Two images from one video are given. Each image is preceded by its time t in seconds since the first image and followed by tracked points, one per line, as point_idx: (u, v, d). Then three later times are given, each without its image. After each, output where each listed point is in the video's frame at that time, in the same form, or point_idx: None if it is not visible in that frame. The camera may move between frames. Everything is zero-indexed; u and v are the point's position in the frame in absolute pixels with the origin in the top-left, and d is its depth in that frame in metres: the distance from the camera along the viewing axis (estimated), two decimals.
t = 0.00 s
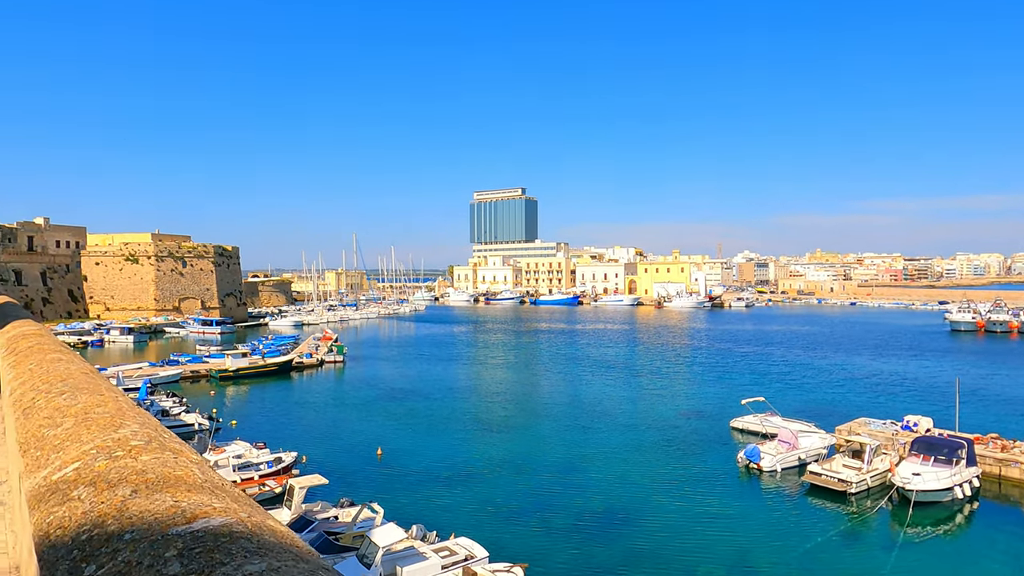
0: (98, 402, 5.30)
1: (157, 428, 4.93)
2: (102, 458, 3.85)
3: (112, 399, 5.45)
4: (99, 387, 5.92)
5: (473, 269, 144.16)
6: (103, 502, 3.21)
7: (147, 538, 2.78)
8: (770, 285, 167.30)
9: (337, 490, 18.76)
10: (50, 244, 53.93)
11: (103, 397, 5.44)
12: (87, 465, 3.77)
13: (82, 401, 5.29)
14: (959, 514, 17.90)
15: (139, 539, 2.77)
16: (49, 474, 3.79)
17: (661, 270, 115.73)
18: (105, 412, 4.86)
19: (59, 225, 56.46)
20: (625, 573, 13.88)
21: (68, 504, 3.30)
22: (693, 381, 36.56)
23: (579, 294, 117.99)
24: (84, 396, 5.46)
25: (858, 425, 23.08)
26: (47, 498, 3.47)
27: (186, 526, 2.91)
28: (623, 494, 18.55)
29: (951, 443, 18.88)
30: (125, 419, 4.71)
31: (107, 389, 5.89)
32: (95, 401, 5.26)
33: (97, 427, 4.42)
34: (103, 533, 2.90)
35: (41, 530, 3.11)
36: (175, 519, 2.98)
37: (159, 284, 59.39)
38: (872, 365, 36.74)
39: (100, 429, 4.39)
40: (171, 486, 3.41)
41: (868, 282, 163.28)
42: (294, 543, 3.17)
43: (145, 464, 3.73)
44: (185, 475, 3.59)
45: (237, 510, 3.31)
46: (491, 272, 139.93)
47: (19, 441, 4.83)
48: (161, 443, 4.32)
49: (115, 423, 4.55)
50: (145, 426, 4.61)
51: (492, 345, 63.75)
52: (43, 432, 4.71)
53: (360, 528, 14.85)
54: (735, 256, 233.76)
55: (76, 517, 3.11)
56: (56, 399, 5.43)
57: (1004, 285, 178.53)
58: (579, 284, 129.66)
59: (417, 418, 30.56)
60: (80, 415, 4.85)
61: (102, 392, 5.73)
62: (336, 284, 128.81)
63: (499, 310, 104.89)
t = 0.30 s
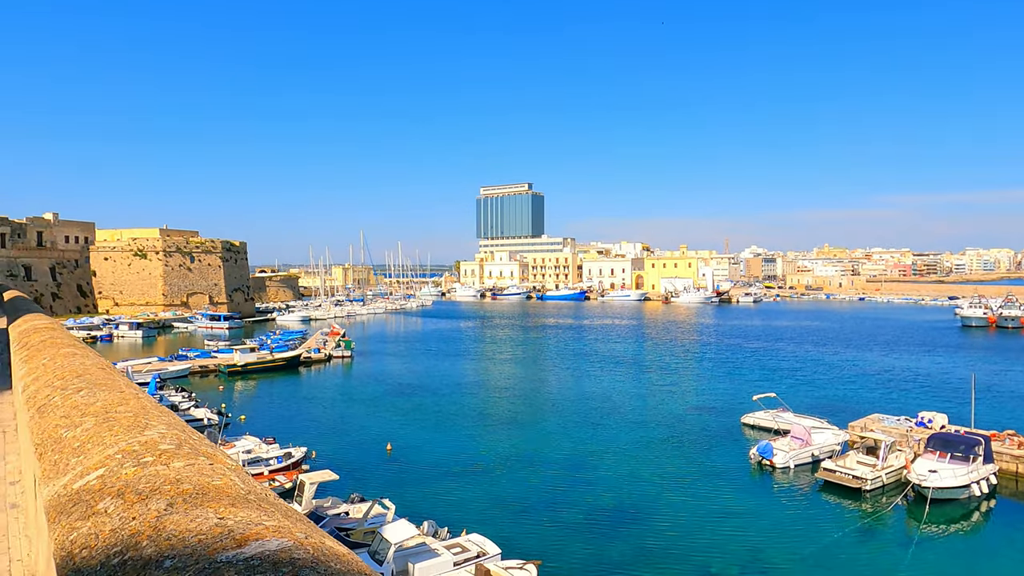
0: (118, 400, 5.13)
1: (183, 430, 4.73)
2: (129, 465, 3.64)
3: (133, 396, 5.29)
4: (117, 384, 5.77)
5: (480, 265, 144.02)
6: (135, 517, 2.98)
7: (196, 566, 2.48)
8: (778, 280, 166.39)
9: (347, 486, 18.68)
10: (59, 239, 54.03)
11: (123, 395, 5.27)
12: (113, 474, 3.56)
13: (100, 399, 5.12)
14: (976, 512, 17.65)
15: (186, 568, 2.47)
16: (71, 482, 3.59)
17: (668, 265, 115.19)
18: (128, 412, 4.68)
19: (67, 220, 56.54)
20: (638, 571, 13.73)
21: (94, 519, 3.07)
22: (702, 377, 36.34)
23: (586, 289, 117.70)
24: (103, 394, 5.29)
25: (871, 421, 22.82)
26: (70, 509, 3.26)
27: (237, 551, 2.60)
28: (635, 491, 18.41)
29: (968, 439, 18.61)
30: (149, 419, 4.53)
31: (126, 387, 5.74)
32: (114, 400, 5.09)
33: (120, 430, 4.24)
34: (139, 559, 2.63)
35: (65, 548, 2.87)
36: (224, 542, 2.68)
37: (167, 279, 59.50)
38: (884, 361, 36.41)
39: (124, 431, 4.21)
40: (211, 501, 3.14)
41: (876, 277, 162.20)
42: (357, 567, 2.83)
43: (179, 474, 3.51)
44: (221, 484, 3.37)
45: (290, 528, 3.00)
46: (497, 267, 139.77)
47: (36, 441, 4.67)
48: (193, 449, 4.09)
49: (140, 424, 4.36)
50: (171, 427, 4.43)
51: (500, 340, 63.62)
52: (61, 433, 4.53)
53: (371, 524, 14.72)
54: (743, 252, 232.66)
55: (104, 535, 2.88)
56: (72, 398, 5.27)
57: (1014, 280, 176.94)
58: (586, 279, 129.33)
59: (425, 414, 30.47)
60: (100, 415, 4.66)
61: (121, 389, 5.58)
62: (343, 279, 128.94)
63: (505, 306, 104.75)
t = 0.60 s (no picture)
0: (142, 412, 4.92)
1: (214, 447, 4.41)
2: (159, 491, 3.27)
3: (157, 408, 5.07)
4: (139, 393, 5.57)
5: (489, 261, 143.96)
6: (173, 564, 2.58)
7: None
8: (789, 276, 165.21)
9: (358, 483, 18.63)
10: (72, 235, 54.33)
11: (147, 406, 5.06)
12: (141, 502, 3.19)
13: (123, 410, 4.91)
14: (997, 513, 17.35)
15: None
16: (96, 512, 3.27)
17: (678, 260, 114.62)
18: (154, 427, 4.45)
19: (80, 216, 56.79)
20: (655, 572, 13.58)
21: (122, 564, 2.68)
22: (715, 374, 36.07)
23: (595, 285, 117.42)
24: (126, 404, 5.09)
25: (889, 419, 22.50)
26: (94, 546, 2.90)
27: None
28: (649, 490, 18.24)
29: (989, 439, 18.27)
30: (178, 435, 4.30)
31: (147, 396, 5.54)
32: (138, 411, 4.87)
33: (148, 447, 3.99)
34: None
35: None
36: None
37: (179, 274, 59.76)
38: (899, 358, 36.00)
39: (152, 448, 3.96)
40: (262, 543, 2.66)
41: (889, 274, 160.69)
42: None
43: (218, 504, 3.09)
44: (266, 511, 3.08)
45: None
46: (506, 263, 139.68)
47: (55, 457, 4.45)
48: (229, 470, 3.71)
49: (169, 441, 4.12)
50: (201, 445, 4.18)
51: (510, 336, 63.45)
52: (84, 449, 4.30)
53: (385, 521, 14.63)
54: (754, 247, 231.11)
55: None
56: (93, 409, 5.06)
57: None
58: (595, 275, 128.93)
59: (436, 410, 30.40)
60: (124, 429, 4.44)
61: (144, 398, 5.38)
62: (353, 275, 129.39)
63: (514, 302, 104.66)
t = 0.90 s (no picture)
0: (158, 417, 4.76)
1: (236, 456, 4.20)
2: (180, 519, 3.07)
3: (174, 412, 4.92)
4: (154, 394, 5.43)
5: (500, 256, 143.59)
6: None
7: None
8: (802, 271, 163.88)
9: (372, 479, 18.57)
10: (86, 230, 54.65)
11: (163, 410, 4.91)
12: (160, 532, 3.00)
13: (139, 415, 4.75)
14: (1021, 513, 17.02)
15: None
16: (111, 541, 3.10)
17: (690, 256, 113.71)
18: (173, 436, 4.29)
19: (94, 211, 57.07)
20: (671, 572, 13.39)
21: None
22: (728, 371, 35.75)
23: (607, 281, 116.85)
24: (141, 409, 4.93)
25: (908, 417, 22.14)
26: None
27: None
28: (664, 488, 18.01)
29: (1013, 438, 17.90)
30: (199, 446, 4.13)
31: (163, 398, 5.40)
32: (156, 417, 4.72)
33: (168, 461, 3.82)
34: None
35: None
36: None
37: (192, 269, 60.01)
38: (916, 356, 35.50)
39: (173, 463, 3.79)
40: None
41: (905, 269, 158.85)
42: None
43: (251, 536, 2.86)
44: (301, 541, 2.88)
45: None
46: (517, 259, 139.34)
47: (66, 468, 4.30)
48: (256, 489, 3.50)
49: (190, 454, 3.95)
50: (224, 456, 4.01)
51: (521, 332, 63.25)
52: (96, 461, 4.14)
53: (399, 518, 14.56)
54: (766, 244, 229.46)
55: None
56: (107, 413, 4.90)
57: None
58: (606, 271, 128.26)
59: (449, 406, 30.32)
60: (139, 440, 4.28)
61: (160, 401, 5.22)
62: (364, 271, 129.52)
63: (525, 297, 104.37)
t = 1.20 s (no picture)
0: (186, 441, 4.23)
1: (278, 493, 3.56)
2: None
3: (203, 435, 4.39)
4: (181, 411, 4.91)
5: (512, 254, 143.40)
6: None
7: None
8: (817, 268, 162.35)
9: (387, 479, 18.51)
10: (102, 228, 55.04)
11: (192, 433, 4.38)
12: None
13: (164, 439, 4.23)
14: None
15: None
16: None
17: (703, 254, 112.87)
18: (205, 468, 3.73)
19: (110, 209, 57.45)
20: None
21: None
22: (743, 370, 35.41)
23: (619, 279, 116.37)
24: (164, 430, 4.40)
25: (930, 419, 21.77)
26: None
27: None
28: (683, 491, 17.75)
29: None
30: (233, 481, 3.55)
31: (188, 415, 4.87)
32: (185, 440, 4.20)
33: (203, 503, 3.26)
34: None
35: None
36: None
37: (206, 267, 60.30)
38: (935, 355, 34.98)
39: (209, 504, 3.24)
40: None
41: (922, 267, 156.89)
42: None
43: None
44: None
45: None
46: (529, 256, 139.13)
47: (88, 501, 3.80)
48: (311, 546, 2.84)
49: (226, 491, 3.39)
50: (264, 495, 3.40)
51: (533, 330, 63.09)
52: (119, 499, 3.62)
53: (414, 518, 14.40)
54: (779, 241, 227.39)
55: None
56: (128, 436, 4.40)
57: None
58: (619, 269, 127.67)
59: (462, 405, 30.21)
60: (167, 473, 3.71)
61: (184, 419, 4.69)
62: (376, 268, 129.89)
63: (537, 295, 104.21)
